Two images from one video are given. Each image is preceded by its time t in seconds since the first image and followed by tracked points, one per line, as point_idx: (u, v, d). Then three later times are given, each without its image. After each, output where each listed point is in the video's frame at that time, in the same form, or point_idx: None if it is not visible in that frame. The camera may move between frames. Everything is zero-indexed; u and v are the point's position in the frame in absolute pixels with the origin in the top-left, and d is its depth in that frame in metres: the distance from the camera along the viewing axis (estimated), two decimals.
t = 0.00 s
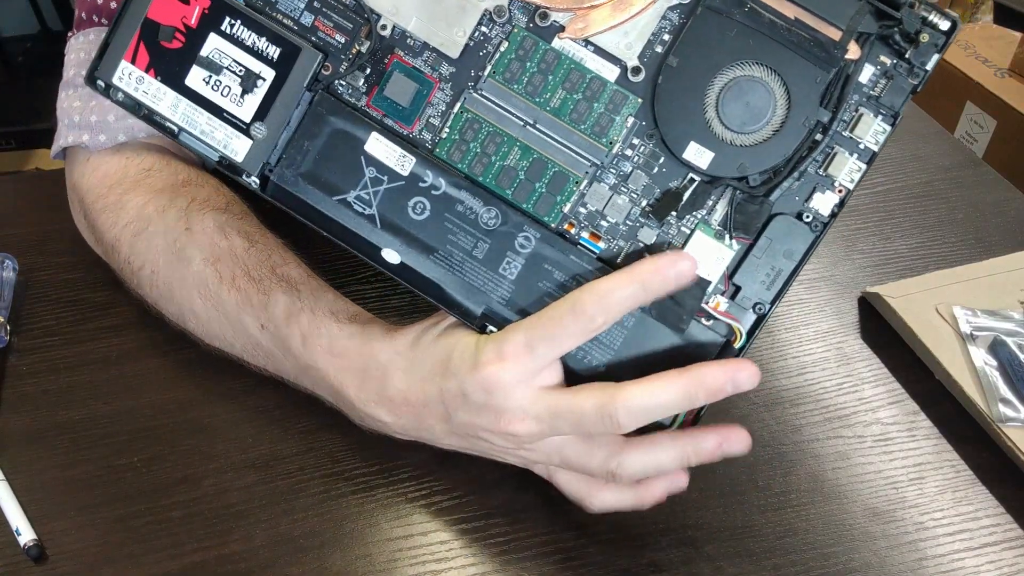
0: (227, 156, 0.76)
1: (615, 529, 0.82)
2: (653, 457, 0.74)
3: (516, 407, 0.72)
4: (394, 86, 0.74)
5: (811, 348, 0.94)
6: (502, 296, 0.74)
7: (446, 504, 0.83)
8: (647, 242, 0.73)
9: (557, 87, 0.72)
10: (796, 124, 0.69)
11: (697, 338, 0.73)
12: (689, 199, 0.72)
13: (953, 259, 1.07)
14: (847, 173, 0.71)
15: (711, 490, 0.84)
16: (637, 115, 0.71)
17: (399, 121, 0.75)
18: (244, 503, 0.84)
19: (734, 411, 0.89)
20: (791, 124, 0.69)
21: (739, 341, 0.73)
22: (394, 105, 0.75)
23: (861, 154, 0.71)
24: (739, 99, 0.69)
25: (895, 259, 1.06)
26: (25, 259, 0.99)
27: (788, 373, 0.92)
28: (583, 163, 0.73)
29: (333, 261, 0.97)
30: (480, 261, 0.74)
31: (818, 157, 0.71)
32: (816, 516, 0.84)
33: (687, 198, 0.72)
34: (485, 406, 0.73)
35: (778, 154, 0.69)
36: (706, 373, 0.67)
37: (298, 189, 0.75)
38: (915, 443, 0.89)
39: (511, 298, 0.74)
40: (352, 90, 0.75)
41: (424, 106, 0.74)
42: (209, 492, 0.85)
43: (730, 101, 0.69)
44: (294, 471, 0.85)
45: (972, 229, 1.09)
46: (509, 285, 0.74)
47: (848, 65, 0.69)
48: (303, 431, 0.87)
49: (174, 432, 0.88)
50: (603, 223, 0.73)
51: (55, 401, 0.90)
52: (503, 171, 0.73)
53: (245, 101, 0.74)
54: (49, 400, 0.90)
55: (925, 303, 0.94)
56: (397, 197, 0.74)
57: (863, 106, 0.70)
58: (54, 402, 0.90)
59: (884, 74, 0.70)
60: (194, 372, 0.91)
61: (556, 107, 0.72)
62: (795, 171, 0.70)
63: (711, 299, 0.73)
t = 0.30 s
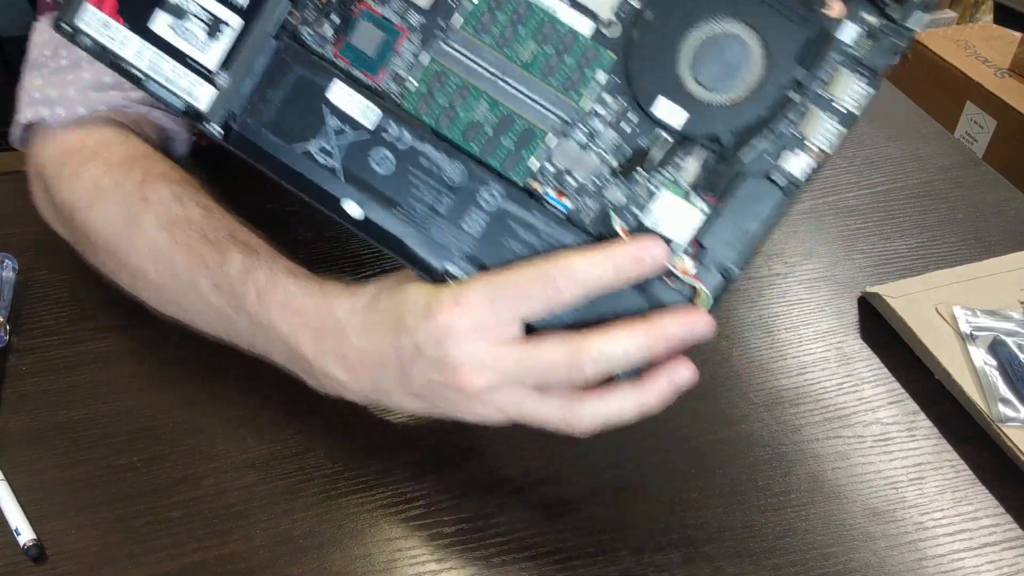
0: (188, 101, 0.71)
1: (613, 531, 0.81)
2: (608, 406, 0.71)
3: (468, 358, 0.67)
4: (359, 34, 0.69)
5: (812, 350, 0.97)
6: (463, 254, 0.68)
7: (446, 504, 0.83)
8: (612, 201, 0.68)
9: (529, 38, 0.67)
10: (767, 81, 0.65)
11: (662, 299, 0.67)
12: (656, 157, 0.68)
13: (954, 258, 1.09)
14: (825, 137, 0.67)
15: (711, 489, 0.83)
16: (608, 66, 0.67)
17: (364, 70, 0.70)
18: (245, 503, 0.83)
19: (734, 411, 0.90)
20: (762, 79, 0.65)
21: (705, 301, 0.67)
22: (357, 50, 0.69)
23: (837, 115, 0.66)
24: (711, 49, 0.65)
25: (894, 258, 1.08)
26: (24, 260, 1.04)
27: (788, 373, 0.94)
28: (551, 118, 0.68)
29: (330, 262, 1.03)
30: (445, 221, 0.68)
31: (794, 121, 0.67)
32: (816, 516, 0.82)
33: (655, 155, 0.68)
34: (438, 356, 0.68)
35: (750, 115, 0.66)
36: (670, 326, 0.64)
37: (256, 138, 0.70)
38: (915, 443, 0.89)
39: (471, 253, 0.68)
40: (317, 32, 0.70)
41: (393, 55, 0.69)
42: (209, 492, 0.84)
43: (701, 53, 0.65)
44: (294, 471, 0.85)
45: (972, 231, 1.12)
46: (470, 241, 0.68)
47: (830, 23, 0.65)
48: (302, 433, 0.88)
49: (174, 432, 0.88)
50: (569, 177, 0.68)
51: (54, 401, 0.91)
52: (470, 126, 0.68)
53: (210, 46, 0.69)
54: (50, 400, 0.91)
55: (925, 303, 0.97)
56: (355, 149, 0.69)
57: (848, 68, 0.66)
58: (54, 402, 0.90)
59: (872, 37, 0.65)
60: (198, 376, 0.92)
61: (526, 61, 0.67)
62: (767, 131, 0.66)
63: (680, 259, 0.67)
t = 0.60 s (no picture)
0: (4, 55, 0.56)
1: (611, 531, 0.80)
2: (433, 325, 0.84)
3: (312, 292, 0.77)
4: None
5: (812, 351, 0.97)
6: (288, 190, 0.66)
7: (446, 504, 0.83)
8: (439, 132, 0.66)
9: None
10: None
11: (473, 229, 0.73)
12: (467, 91, 0.65)
13: (954, 258, 1.08)
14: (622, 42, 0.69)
15: (710, 490, 0.83)
16: None
17: None
18: (245, 502, 0.83)
19: (733, 412, 0.90)
20: None
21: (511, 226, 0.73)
22: None
23: (610, 23, 0.68)
24: None
25: (894, 258, 1.07)
26: (23, 262, 1.09)
27: (788, 373, 0.95)
28: (375, 57, 0.62)
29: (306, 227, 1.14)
30: (282, 170, 0.64)
31: (598, 39, 0.68)
32: (816, 516, 0.81)
33: (456, 84, 0.65)
34: (270, 292, 0.77)
35: (561, 42, 0.66)
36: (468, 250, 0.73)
37: (84, 89, 0.57)
38: (915, 443, 0.88)
39: (297, 191, 0.67)
40: None
41: None
42: (209, 491, 0.83)
43: None
44: (293, 471, 0.85)
45: (971, 231, 1.11)
46: (298, 182, 0.66)
47: None
48: (302, 433, 0.89)
49: (174, 433, 0.88)
50: (398, 113, 0.64)
51: (54, 402, 0.92)
52: (294, 65, 0.60)
53: None
54: (52, 400, 0.92)
55: (924, 303, 0.98)
56: (177, 92, 0.59)
57: None
58: (55, 403, 0.92)
59: None
60: (199, 376, 0.94)
61: None
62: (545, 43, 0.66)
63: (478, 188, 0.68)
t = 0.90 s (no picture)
0: None
1: (611, 531, 0.80)
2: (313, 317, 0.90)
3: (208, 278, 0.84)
4: None
5: (811, 351, 0.97)
6: (202, 181, 0.82)
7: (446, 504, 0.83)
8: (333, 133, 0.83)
9: None
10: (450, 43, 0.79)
11: (368, 231, 0.87)
12: (363, 105, 0.82)
13: (954, 258, 1.08)
14: (494, 79, 0.84)
15: (710, 490, 0.83)
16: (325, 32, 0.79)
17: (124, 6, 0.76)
18: (245, 501, 0.83)
19: (734, 411, 0.90)
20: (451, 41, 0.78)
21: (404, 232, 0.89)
22: None
23: (490, 66, 0.84)
24: (399, 14, 0.76)
25: (893, 258, 1.08)
26: (24, 263, 1.08)
27: (788, 373, 0.95)
28: (275, 66, 0.79)
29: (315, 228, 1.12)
30: (181, 152, 0.81)
31: (471, 73, 0.83)
32: (816, 516, 0.81)
33: (353, 101, 0.82)
34: (178, 270, 0.84)
35: (438, 69, 0.80)
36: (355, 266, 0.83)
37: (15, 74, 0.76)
38: (915, 442, 0.88)
39: (209, 183, 0.82)
40: None
41: None
42: (209, 491, 0.83)
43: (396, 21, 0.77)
44: (293, 471, 0.85)
45: (972, 232, 1.11)
46: (207, 171, 0.82)
47: None
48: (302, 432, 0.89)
49: (173, 432, 0.88)
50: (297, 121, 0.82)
51: (54, 402, 0.92)
52: (205, 69, 0.79)
53: None
54: (52, 399, 0.92)
55: (924, 304, 0.98)
56: (102, 89, 0.77)
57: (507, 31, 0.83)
58: (54, 403, 0.92)
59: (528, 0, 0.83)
60: (199, 376, 0.94)
61: (249, 14, 0.77)
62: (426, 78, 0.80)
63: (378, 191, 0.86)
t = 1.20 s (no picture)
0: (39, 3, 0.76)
1: (611, 531, 0.80)
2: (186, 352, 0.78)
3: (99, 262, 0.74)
4: None
5: (810, 351, 0.97)
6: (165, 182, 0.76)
7: (446, 505, 0.83)
8: (311, 188, 0.76)
9: (294, 32, 0.77)
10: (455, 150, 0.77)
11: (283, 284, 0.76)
12: (344, 173, 0.76)
13: (954, 258, 1.08)
14: (476, 201, 0.80)
15: (711, 490, 0.83)
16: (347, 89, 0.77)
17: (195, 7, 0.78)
18: (246, 502, 0.83)
19: (734, 411, 0.90)
20: (455, 152, 0.77)
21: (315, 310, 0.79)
22: None
23: (480, 184, 0.79)
24: (420, 102, 0.77)
25: (893, 258, 1.08)
26: (23, 264, 1.09)
27: (788, 373, 0.95)
28: (284, 105, 0.76)
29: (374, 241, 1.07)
30: (158, 147, 0.76)
31: (461, 182, 0.78)
32: (816, 516, 0.81)
33: (340, 166, 0.76)
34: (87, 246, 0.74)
35: (428, 169, 0.77)
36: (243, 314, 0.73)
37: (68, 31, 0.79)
38: (915, 442, 0.88)
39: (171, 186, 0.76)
40: None
41: None
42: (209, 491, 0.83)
43: (414, 106, 0.77)
44: (293, 471, 0.85)
45: (971, 232, 1.11)
46: (176, 174, 0.75)
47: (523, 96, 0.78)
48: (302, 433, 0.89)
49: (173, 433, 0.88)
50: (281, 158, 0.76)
51: (54, 402, 0.92)
52: (222, 83, 0.76)
53: None
54: (52, 399, 0.92)
55: (924, 304, 0.98)
56: (126, 66, 0.77)
57: (513, 161, 0.79)
58: (54, 403, 0.92)
59: (545, 137, 0.80)
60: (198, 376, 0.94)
61: (286, 51, 0.76)
62: (415, 172, 0.77)
63: (319, 260, 0.76)
